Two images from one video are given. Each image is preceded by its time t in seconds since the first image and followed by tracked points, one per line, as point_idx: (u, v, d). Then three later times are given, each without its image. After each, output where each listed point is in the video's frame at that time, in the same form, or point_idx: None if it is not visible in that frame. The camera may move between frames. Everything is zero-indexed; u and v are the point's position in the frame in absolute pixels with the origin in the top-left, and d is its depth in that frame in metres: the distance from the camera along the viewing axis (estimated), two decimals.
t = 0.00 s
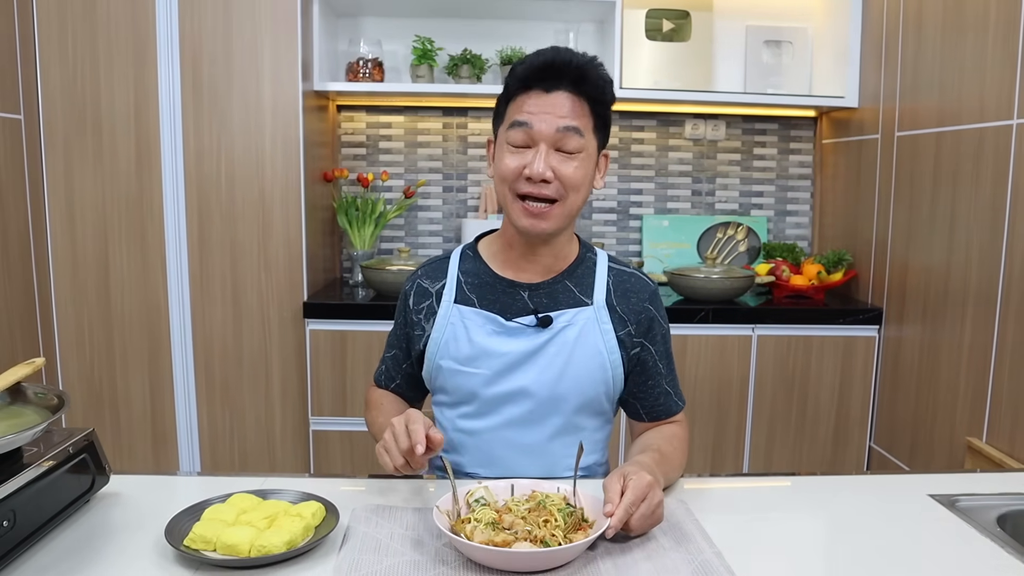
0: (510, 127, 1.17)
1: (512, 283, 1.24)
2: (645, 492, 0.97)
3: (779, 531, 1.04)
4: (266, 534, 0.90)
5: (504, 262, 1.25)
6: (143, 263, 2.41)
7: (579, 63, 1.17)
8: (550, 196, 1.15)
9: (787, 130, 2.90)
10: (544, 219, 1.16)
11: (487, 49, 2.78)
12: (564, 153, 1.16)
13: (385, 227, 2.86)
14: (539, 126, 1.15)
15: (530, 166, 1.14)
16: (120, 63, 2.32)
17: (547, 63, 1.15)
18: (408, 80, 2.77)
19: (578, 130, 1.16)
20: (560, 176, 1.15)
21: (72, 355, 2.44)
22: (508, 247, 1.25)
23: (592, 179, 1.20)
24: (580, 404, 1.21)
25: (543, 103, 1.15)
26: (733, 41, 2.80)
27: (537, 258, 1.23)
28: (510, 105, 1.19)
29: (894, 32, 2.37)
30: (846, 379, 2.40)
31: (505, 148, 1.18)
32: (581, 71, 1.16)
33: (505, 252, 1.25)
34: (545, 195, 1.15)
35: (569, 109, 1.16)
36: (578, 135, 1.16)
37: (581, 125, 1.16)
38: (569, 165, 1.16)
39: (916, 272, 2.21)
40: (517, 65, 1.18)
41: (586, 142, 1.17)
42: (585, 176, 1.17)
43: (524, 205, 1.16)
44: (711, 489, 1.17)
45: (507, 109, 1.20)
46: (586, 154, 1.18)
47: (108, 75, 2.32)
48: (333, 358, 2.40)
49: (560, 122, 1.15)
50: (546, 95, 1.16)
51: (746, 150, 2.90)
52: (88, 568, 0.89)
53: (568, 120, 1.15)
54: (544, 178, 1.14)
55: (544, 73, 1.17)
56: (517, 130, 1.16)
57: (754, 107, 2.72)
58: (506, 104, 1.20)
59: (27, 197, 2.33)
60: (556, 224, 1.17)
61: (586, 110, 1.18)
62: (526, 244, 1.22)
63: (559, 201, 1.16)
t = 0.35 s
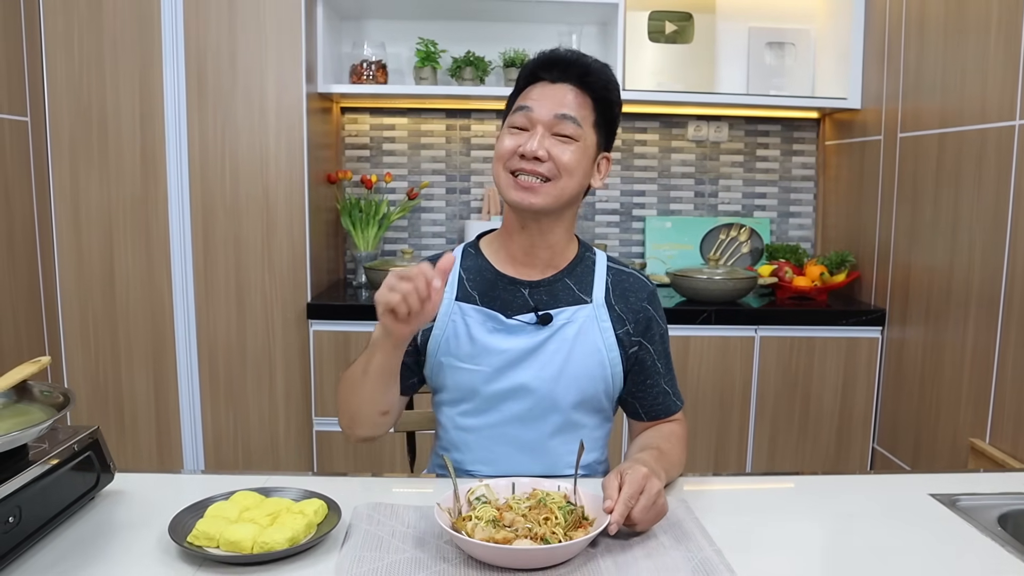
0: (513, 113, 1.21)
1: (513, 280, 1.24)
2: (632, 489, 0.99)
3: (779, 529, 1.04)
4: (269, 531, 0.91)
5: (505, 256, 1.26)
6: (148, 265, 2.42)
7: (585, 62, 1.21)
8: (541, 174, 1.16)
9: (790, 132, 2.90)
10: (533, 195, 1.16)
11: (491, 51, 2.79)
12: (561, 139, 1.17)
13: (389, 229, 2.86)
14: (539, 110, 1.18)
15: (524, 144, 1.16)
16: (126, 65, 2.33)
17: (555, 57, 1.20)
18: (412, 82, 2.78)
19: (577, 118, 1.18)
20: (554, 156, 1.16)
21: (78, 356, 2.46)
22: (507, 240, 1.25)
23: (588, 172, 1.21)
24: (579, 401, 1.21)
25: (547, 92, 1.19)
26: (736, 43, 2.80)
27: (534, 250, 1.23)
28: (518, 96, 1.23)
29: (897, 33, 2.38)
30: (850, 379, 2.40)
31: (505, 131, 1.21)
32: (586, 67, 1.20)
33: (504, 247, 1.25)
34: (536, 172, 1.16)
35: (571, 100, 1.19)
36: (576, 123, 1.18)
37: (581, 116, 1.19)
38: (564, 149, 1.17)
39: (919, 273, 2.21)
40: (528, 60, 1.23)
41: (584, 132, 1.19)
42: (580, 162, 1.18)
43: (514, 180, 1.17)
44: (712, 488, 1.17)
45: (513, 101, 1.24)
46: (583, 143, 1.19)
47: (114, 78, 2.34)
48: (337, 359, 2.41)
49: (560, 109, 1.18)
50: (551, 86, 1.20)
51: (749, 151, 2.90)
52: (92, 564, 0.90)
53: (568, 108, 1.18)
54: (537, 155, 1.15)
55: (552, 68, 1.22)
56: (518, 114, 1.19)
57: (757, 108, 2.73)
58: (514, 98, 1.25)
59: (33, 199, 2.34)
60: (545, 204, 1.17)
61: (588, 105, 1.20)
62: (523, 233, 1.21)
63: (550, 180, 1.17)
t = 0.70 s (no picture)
0: (501, 124, 1.19)
1: (522, 278, 1.25)
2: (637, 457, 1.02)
3: (778, 528, 1.05)
4: (271, 529, 0.92)
5: (511, 255, 1.26)
6: (149, 264, 2.42)
7: (567, 61, 1.18)
8: (535, 188, 1.16)
9: (790, 132, 2.91)
10: (530, 210, 1.17)
11: (491, 51, 2.79)
12: (550, 147, 1.16)
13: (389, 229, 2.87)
14: (524, 121, 1.16)
15: (514, 159, 1.15)
16: (127, 65, 2.34)
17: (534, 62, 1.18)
18: (413, 82, 2.78)
19: (565, 124, 1.16)
20: (545, 168, 1.15)
21: (79, 355, 2.46)
22: (512, 239, 1.25)
23: (582, 173, 1.20)
24: (585, 400, 1.22)
25: (529, 99, 1.17)
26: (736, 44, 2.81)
27: (539, 249, 1.24)
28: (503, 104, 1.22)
29: (896, 34, 2.38)
30: (848, 379, 2.41)
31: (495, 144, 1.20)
32: (567, 69, 1.18)
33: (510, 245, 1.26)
34: (530, 187, 1.16)
35: (556, 104, 1.17)
36: (563, 128, 1.16)
37: (567, 120, 1.17)
38: (555, 158, 1.16)
39: (918, 273, 2.22)
40: (509, 65, 1.20)
41: (573, 136, 1.17)
42: (572, 169, 1.17)
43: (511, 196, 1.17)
44: (711, 487, 1.18)
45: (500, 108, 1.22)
46: (574, 148, 1.18)
47: (116, 77, 2.35)
48: (337, 358, 2.42)
49: (546, 117, 1.16)
50: (535, 92, 1.18)
51: (748, 152, 2.91)
52: (95, 561, 0.91)
53: (555, 115, 1.16)
54: (528, 170, 1.14)
55: (535, 71, 1.19)
56: (505, 126, 1.18)
57: (757, 109, 2.74)
58: (501, 102, 1.23)
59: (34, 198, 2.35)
60: (544, 216, 1.18)
61: (574, 106, 1.18)
62: (528, 236, 1.23)
63: (545, 193, 1.17)
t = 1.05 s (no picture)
0: (492, 139, 1.20)
1: (525, 277, 1.25)
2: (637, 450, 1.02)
3: (779, 526, 1.05)
4: (274, 525, 0.92)
5: (513, 255, 1.27)
6: (151, 263, 2.43)
7: (552, 70, 1.17)
8: (530, 206, 1.17)
9: (792, 132, 2.91)
10: (528, 227, 1.19)
11: (493, 51, 2.80)
12: (541, 162, 1.16)
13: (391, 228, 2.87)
14: (513, 138, 1.16)
15: (506, 178, 1.16)
16: (129, 64, 2.34)
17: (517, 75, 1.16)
18: (415, 81, 2.79)
19: (554, 138, 1.16)
20: (537, 185, 1.16)
21: (81, 353, 2.47)
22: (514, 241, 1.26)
23: (577, 181, 1.20)
24: (589, 397, 1.22)
25: (515, 114, 1.17)
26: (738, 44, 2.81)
27: (541, 251, 1.25)
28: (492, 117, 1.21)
29: (898, 34, 2.38)
30: (850, 379, 2.41)
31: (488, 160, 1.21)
32: (551, 78, 1.16)
33: (512, 247, 1.26)
34: (525, 205, 1.17)
35: (543, 116, 1.16)
36: (553, 142, 1.16)
37: (555, 133, 1.16)
38: (548, 173, 1.17)
39: (920, 273, 2.22)
40: (494, 78, 1.19)
41: (564, 148, 1.17)
42: (565, 182, 1.17)
43: (508, 215, 1.19)
44: (713, 486, 1.18)
45: (489, 120, 1.22)
46: (565, 160, 1.18)
47: (118, 76, 2.35)
48: (338, 357, 2.42)
49: (535, 132, 1.16)
50: (521, 105, 1.17)
51: (750, 152, 2.91)
52: (98, 557, 0.91)
53: (544, 129, 1.16)
54: (521, 190, 1.15)
55: (520, 83, 1.18)
56: (495, 143, 1.18)
57: (759, 109, 2.74)
58: (490, 113, 1.23)
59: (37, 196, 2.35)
60: (542, 231, 1.20)
61: (562, 115, 1.17)
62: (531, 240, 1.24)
63: (541, 209, 1.18)
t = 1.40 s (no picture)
0: (498, 120, 1.20)
1: (516, 278, 1.25)
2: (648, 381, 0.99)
3: (783, 526, 1.05)
4: (276, 524, 0.92)
5: (505, 257, 1.27)
6: (155, 263, 2.43)
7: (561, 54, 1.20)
8: (539, 181, 1.17)
9: (796, 132, 2.90)
10: (536, 203, 1.17)
11: (496, 51, 2.79)
12: (551, 140, 1.18)
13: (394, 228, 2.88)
14: (524, 115, 1.18)
15: (517, 152, 1.16)
16: (132, 64, 2.35)
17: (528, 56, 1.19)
18: (418, 82, 2.79)
19: (563, 116, 1.18)
20: (547, 160, 1.17)
21: (86, 353, 2.47)
22: (507, 240, 1.26)
23: (582, 165, 1.22)
24: (585, 396, 1.22)
25: (526, 94, 1.19)
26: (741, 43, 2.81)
27: (534, 249, 1.24)
28: (498, 101, 1.22)
29: (902, 32, 2.37)
30: (855, 378, 2.40)
31: (494, 141, 1.21)
32: (561, 61, 1.20)
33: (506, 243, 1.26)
34: (534, 180, 1.17)
35: (553, 97, 1.19)
36: (562, 121, 1.18)
37: (564, 112, 1.19)
38: (557, 150, 1.18)
39: (925, 272, 2.21)
40: (502, 61, 1.21)
41: (573, 128, 1.19)
42: (573, 161, 1.19)
43: (515, 191, 1.18)
44: (717, 485, 1.18)
45: (494, 105, 1.23)
46: (573, 140, 1.19)
47: (122, 77, 2.35)
48: (342, 357, 2.42)
49: (545, 110, 1.18)
50: (530, 86, 1.19)
51: (754, 151, 2.90)
52: (101, 556, 0.91)
53: (553, 108, 1.18)
54: (532, 164, 1.15)
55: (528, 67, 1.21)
56: (504, 122, 1.19)
57: (763, 108, 2.74)
58: (493, 100, 1.24)
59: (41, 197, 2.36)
60: (547, 209, 1.18)
61: (570, 98, 1.20)
62: (524, 236, 1.23)
63: (549, 185, 1.17)
